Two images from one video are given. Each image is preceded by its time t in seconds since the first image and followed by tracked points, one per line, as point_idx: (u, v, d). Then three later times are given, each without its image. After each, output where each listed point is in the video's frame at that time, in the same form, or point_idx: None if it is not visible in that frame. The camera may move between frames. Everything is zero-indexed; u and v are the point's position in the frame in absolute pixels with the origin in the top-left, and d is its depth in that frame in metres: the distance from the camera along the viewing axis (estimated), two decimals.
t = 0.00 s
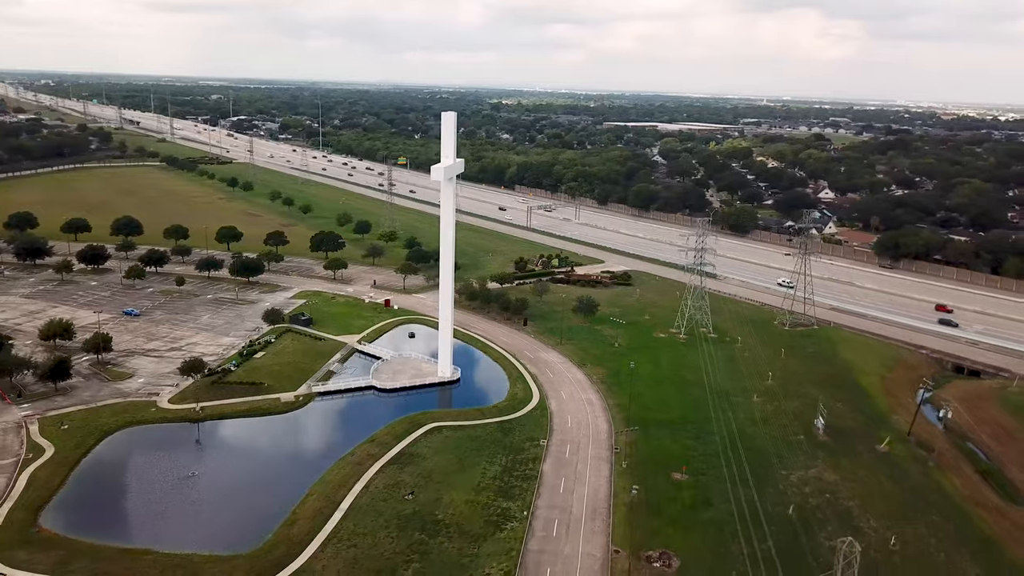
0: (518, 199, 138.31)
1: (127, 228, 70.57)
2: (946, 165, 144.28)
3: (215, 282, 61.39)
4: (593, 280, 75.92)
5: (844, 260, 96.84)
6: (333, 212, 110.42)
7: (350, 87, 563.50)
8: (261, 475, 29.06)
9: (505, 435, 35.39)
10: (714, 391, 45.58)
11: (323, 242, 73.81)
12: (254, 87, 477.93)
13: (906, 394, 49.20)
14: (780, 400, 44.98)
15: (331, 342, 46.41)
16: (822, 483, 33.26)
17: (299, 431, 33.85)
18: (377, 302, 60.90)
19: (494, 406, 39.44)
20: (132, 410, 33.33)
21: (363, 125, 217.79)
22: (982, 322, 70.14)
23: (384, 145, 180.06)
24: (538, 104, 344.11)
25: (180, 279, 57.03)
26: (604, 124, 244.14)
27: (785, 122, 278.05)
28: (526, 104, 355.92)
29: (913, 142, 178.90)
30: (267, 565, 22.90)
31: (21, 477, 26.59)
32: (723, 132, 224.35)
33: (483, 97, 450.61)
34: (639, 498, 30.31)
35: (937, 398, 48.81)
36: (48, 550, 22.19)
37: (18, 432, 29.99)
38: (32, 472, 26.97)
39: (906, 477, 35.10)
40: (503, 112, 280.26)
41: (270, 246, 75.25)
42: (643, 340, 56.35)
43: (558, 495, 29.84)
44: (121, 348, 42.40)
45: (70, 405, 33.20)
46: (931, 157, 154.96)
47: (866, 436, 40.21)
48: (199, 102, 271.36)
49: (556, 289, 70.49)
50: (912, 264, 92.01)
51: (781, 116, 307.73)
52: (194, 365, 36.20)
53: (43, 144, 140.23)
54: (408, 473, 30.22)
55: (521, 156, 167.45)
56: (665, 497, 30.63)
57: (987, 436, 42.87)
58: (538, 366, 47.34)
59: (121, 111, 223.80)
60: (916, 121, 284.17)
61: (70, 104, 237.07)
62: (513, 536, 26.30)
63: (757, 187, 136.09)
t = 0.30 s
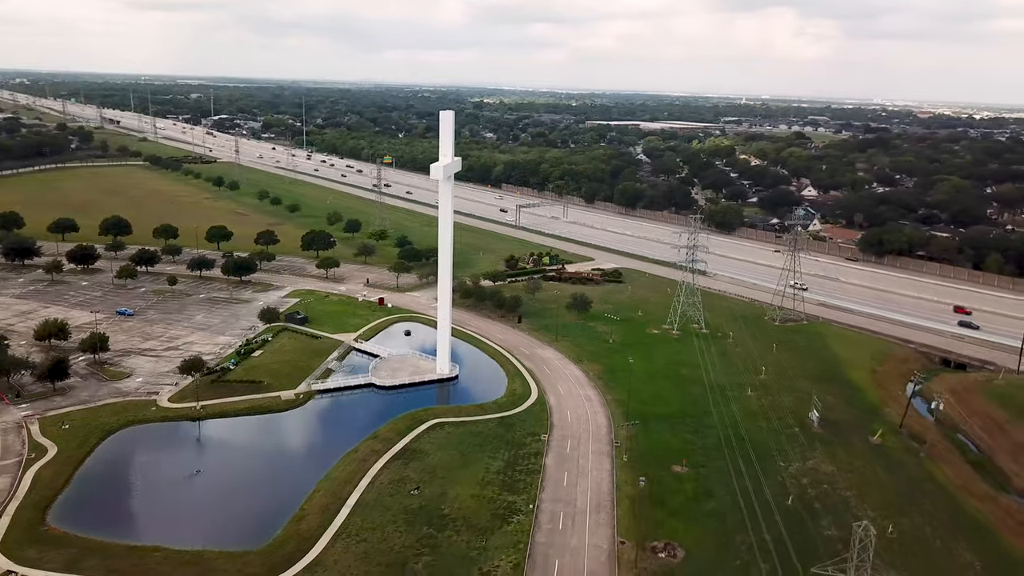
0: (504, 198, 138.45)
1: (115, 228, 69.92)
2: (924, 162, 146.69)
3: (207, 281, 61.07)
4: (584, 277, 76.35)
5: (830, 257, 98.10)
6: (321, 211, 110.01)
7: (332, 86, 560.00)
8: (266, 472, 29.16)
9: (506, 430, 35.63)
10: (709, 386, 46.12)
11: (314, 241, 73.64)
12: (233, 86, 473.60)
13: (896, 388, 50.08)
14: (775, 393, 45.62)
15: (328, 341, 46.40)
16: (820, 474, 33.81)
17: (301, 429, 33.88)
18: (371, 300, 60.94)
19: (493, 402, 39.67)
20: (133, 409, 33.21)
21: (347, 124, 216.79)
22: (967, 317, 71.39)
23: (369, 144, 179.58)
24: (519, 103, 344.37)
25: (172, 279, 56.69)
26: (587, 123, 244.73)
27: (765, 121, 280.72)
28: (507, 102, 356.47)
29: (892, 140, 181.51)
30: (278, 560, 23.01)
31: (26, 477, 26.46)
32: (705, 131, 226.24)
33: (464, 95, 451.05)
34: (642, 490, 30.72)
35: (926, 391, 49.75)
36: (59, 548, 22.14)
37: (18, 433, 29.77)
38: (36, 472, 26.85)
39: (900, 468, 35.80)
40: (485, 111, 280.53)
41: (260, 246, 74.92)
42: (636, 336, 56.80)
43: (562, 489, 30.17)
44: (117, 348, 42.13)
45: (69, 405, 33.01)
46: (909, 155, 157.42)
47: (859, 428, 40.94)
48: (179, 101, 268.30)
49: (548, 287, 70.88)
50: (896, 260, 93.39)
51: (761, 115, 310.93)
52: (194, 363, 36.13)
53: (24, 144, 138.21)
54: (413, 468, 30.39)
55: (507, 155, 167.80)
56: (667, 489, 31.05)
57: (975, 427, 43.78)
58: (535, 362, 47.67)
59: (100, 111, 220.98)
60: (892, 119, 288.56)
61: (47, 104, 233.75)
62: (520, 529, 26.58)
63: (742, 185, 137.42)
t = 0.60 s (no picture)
0: (491, 196, 138.52)
1: (103, 228, 69.32)
2: (904, 160, 148.86)
3: (199, 281, 60.71)
4: (575, 275, 76.74)
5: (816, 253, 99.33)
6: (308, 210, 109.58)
7: (312, 85, 555.96)
8: (270, 471, 29.17)
9: (507, 425, 35.86)
10: (704, 381, 46.65)
11: (305, 240, 73.45)
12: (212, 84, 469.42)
13: (885, 381, 50.97)
14: (768, 388, 46.27)
15: (324, 339, 46.37)
16: (816, 466, 34.40)
17: (302, 427, 33.90)
18: (365, 299, 60.90)
19: (493, 398, 39.88)
20: (133, 409, 33.07)
21: (330, 124, 215.76)
22: (952, 312, 72.65)
23: (353, 143, 179.04)
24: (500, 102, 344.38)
25: (164, 278, 56.31)
26: (570, 122, 245.29)
27: (746, 120, 283.14)
28: (488, 101, 357.37)
29: (871, 139, 183.94)
30: (289, 556, 23.08)
31: (29, 476, 26.34)
32: (686, 129, 228.11)
33: (447, 94, 450.87)
34: (643, 484, 31.10)
35: (914, 384, 50.70)
36: (68, 547, 22.09)
37: (19, 433, 29.60)
38: (39, 471, 26.72)
39: (893, 459, 36.50)
40: (468, 109, 280.65)
41: (250, 245, 74.58)
42: (629, 333, 57.25)
43: (565, 483, 30.49)
44: (113, 348, 41.84)
45: (68, 405, 32.80)
46: (889, 153, 159.67)
47: (852, 421, 41.64)
48: (158, 100, 265.41)
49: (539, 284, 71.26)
50: (880, 256, 94.78)
51: (741, 114, 314.27)
52: (193, 362, 36.09)
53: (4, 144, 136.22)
54: (417, 464, 30.56)
55: (492, 153, 168.09)
56: (667, 482, 31.48)
57: (963, 419, 44.67)
58: (531, 359, 47.97)
59: (80, 111, 218.27)
60: (870, 118, 292.66)
61: (24, 103, 230.29)
62: (526, 522, 26.84)
63: (726, 183, 138.80)
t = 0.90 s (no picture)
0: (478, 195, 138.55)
1: (90, 228, 68.62)
2: (883, 158, 151.11)
3: (190, 281, 60.34)
4: (566, 273, 77.07)
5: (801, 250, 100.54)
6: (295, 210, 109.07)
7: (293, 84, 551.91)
8: (275, 468, 29.23)
9: (506, 421, 36.14)
10: (698, 376, 47.23)
11: (295, 239, 73.20)
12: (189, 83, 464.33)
13: (875, 375, 51.89)
14: (761, 382, 46.97)
15: (320, 338, 46.32)
16: (812, 457, 35.04)
17: (305, 425, 33.99)
18: (358, 297, 60.87)
19: (491, 395, 40.10)
20: (132, 409, 32.91)
21: (312, 123, 214.63)
22: (936, 307, 73.94)
23: (337, 143, 178.33)
24: (482, 100, 344.28)
25: (155, 278, 55.91)
26: (552, 121, 245.88)
27: (725, 118, 285.26)
28: (469, 99, 357.45)
29: (850, 137, 186.39)
30: (299, 551, 23.20)
31: (32, 476, 26.22)
32: (668, 128, 229.72)
33: (428, 93, 449.90)
34: (643, 477, 31.52)
35: (903, 377, 51.68)
36: (77, 545, 22.08)
37: (19, 434, 29.43)
38: (43, 471, 26.62)
39: (886, 450, 37.25)
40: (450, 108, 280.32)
41: (240, 245, 74.18)
42: (622, 330, 57.74)
43: (568, 477, 30.85)
44: (108, 348, 41.58)
45: (67, 406, 32.64)
46: (868, 151, 161.93)
47: (844, 413, 42.37)
48: (137, 99, 262.34)
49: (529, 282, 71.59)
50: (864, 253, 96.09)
51: (720, 112, 317.03)
52: (192, 362, 36.00)
53: None
54: (420, 460, 30.76)
55: (476, 152, 168.16)
56: (667, 475, 31.94)
57: (951, 410, 45.65)
58: (527, 356, 48.27)
59: (57, 110, 215.18)
60: (847, 116, 296.36)
61: None
62: (532, 516, 27.14)
63: (711, 181, 140.03)
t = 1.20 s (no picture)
0: (463, 194, 138.68)
1: (77, 229, 67.91)
2: (861, 157, 153.33)
3: (181, 281, 59.97)
4: (556, 271, 77.40)
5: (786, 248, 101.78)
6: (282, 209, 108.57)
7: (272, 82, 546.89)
8: (279, 465, 29.30)
9: (506, 417, 36.39)
10: (692, 372, 47.78)
11: (285, 239, 72.94)
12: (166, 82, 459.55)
13: (864, 370, 52.76)
14: (753, 377, 47.62)
15: (316, 337, 46.26)
16: (807, 450, 35.63)
17: (306, 423, 34.04)
18: (351, 296, 60.87)
19: (489, 392, 40.34)
20: (131, 409, 32.78)
21: (294, 122, 213.54)
22: (921, 302, 75.21)
23: (320, 142, 177.57)
24: (463, 99, 343.98)
25: (147, 278, 55.54)
26: (534, 120, 246.40)
27: (705, 117, 287.48)
28: (449, 98, 357.66)
29: (828, 136, 188.82)
30: (308, 547, 23.29)
31: (35, 476, 26.08)
32: (648, 127, 231.50)
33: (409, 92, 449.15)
34: (644, 471, 31.94)
35: (892, 371, 52.61)
36: (87, 544, 22.06)
37: (19, 435, 29.24)
38: (46, 471, 26.49)
39: (879, 442, 37.94)
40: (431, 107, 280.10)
41: (229, 245, 73.77)
42: (615, 327, 58.21)
43: (570, 471, 31.19)
44: (103, 349, 41.29)
45: (65, 407, 32.45)
46: (847, 149, 164.12)
47: (836, 407, 43.10)
48: (114, 98, 259.22)
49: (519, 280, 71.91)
50: (848, 250, 97.41)
51: (699, 111, 319.66)
52: (190, 362, 35.91)
53: None
54: (424, 456, 30.95)
55: (460, 151, 168.21)
56: (667, 468, 32.37)
57: (939, 403, 46.57)
58: (523, 353, 48.55)
59: (34, 110, 212.06)
60: (824, 115, 300.36)
61: None
62: (537, 510, 27.42)
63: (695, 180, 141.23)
